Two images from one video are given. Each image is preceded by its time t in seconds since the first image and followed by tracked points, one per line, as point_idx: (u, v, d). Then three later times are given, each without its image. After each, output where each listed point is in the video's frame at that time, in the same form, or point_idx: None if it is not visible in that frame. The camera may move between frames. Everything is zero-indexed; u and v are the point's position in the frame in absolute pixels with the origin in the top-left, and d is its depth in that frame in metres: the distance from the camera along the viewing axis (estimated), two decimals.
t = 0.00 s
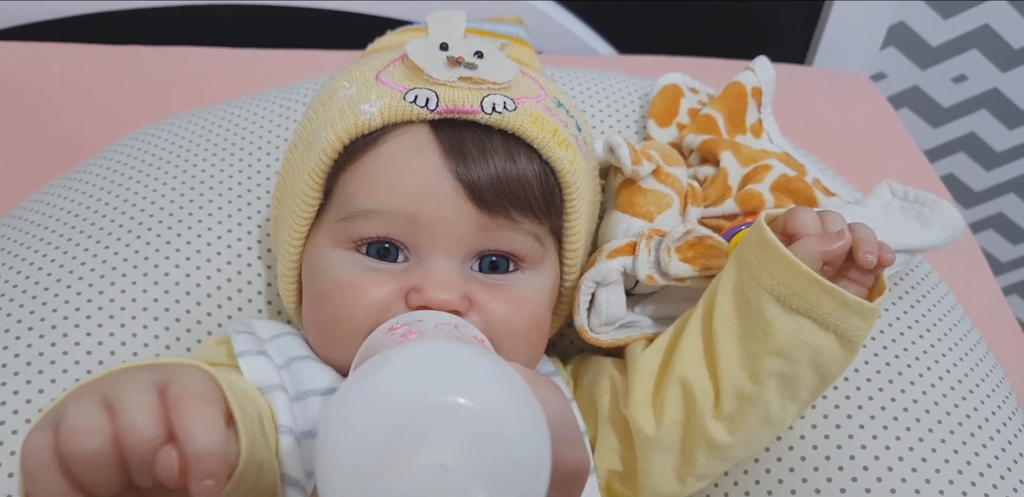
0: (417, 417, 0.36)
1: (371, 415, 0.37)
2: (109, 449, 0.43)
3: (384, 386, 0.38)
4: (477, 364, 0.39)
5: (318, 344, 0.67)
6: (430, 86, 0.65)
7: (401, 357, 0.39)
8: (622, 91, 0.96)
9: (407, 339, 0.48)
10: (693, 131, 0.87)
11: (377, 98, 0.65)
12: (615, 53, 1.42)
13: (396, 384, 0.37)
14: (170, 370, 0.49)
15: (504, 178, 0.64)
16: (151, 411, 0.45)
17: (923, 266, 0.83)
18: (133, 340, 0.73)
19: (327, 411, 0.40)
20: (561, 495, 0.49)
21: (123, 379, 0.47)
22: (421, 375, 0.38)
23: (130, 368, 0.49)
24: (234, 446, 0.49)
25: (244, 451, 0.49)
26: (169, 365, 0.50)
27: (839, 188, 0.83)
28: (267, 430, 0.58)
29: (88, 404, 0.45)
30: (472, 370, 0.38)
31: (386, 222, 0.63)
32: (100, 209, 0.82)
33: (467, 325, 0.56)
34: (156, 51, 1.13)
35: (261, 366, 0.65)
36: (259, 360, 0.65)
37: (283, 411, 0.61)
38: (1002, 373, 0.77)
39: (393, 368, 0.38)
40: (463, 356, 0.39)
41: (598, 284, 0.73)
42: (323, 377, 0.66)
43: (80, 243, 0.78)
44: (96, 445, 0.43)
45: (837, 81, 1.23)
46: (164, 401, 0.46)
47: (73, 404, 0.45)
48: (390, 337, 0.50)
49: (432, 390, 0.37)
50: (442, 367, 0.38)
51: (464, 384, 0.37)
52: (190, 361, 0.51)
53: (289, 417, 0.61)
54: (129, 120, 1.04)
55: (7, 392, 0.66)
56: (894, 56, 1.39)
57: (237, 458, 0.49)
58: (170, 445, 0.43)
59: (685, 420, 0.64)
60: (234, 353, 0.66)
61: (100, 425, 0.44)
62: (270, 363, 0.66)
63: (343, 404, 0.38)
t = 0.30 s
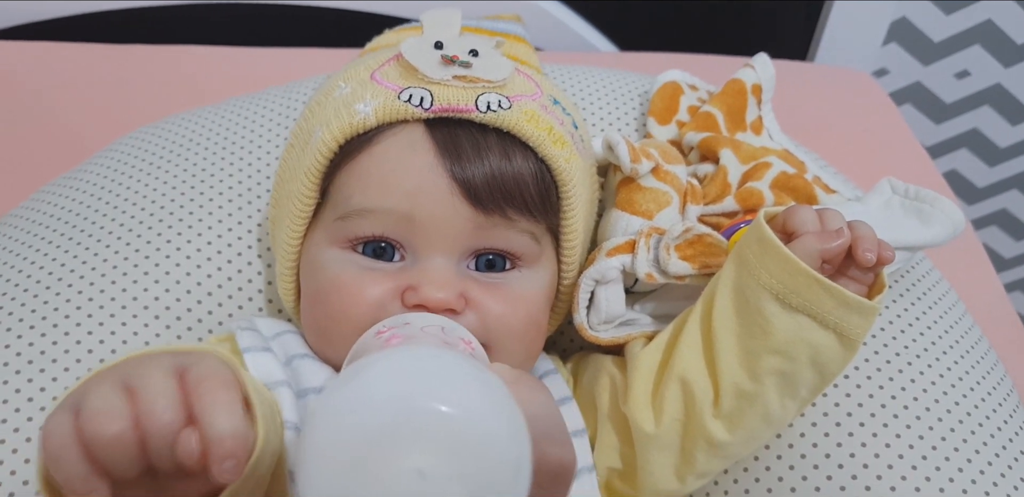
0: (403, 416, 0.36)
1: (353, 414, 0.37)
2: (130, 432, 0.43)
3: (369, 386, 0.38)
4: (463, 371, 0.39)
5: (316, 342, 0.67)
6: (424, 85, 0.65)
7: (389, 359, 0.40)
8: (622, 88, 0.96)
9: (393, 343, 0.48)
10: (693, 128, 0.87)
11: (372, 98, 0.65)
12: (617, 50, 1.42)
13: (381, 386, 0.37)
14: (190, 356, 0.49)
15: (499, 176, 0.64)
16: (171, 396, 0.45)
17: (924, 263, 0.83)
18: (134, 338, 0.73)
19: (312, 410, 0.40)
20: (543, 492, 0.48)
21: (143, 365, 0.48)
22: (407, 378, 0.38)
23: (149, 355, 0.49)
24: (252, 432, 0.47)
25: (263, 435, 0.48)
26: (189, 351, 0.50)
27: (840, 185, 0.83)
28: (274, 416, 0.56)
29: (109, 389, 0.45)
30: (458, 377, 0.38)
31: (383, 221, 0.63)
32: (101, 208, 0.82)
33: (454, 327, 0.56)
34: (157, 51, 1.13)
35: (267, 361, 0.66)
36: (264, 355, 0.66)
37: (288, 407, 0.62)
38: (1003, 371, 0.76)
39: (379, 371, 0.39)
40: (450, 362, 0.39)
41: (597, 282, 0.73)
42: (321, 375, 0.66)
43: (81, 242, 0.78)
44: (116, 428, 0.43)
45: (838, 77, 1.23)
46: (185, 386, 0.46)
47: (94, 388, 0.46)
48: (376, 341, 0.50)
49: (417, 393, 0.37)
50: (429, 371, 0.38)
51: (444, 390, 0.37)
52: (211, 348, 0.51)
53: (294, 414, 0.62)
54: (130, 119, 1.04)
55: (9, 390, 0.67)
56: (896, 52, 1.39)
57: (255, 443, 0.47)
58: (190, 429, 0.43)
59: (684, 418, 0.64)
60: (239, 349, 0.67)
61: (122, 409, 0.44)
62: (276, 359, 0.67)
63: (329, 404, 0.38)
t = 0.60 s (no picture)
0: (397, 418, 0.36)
1: (350, 415, 0.37)
2: (142, 424, 0.44)
3: (365, 387, 0.38)
4: (459, 371, 0.39)
5: (317, 341, 0.67)
6: (422, 86, 0.65)
7: (386, 359, 0.40)
8: (622, 87, 0.96)
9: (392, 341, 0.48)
10: (693, 127, 0.87)
11: (370, 98, 0.65)
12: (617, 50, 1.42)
13: (377, 386, 0.38)
14: (200, 349, 0.50)
15: (497, 176, 0.64)
16: (183, 388, 0.46)
17: (924, 261, 0.83)
18: (136, 336, 0.73)
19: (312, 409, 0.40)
20: (543, 488, 0.48)
21: (154, 358, 0.49)
22: (403, 378, 0.38)
23: (160, 348, 0.50)
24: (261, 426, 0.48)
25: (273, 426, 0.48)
26: (199, 344, 0.51)
27: (839, 184, 0.83)
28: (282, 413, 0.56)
29: (121, 382, 0.46)
30: (454, 378, 0.38)
31: (383, 221, 0.63)
32: (104, 208, 0.82)
33: (451, 327, 0.56)
34: (159, 51, 1.13)
35: (271, 358, 0.66)
36: (268, 353, 0.66)
37: (291, 404, 0.62)
38: (1003, 369, 0.77)
39: (376, 371, 0.39)
40: (447, 362, 0.40)
41: (598, 281, 0.73)
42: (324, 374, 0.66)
43: (84, 241, 0.79)
44: (127, 420, 0.44)
45: (838, 76, 1.23)
46: (195, 379, 0.47)
47: (106, 381, 0.47)
48: (374, 341, 0.50)
49: (411, 393, 0.37)
50: (425, 372, 0.38)
51: (444, 388, 0.37)
52: (220, 342, 0.52)
53: (297, 411, 0.62)
54: (132, 119, 1.05)
55: (11, 389, 0.67)
56: (897, 51, 1.38)
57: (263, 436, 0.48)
58: (201, 420, 0.44)
59: (685, 417, 0.64)
60: (243, 346, 0.67)
61: (133, 401, 0.45)
62: (280, 355, 0.67)
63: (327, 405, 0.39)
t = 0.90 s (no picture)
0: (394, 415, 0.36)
1: (354, 412, 0.37)
2: (145, 426, 0.44)
3: (370, 381, 0.38)
4: (464, 367, 0.39)
5: (320, 342, 0.68)
6: (427, 87, 0.65)
7: (392, 353, 0.40)
8: (624, 89, 0.97)
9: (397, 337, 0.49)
10: (695, 129, 0.87)
11: (375, 99, 0.65)
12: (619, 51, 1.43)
13: (382, 381, 0.38)
14: (203, 350, 0.50)
15: (502, 177, 0.64)
16: (186, 389, 0.46)
17: (925, 262, 0.83)
18: (138, 338, 0.74)
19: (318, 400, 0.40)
20: (546, 486, 0.49)
21: (157, 359, 0.48)
22: (407, 373, 0.38)
23: (163, 350, 0.50)
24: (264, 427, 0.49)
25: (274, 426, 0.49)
26: (202, 345, 0.51)
27: (841, 185, 0.83)
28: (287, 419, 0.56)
29: (124, 383, 0.46)
30: (459, 374, 0.38)
31: (387, 222, 0.63)
32: (107, 209, 0.82)
33: (455, 323, 0.56)
34: (162, 52, 1.14)
35: (274, 360, 0.66)
36: (271, 355, 0.66)
37: (294, 406, 0.63)
38: (1004, 371, 0.77)
39: (381, 365, 0.39)
40: (454, 357, 0.40)
41: (600, 282, 0.73)
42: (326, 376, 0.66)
43: (86, 242, 0.79)
44: (131, 422, 0.44)
45: (840, 77, 1.23)
46: (198, 380, 0.47)
47: (109, 384, 0.47)
48: (379, 336, 0.51)
49: (415, 389, 0.37)
50: (430, 367, 0.38)
51: (449, 381, 0.38)
52: (223, 343, 0.52)
53: (300, 413, 0.62)
54: (135, 120, 1.05)
55: (14, 391, 0.68)
56: (899, 52, 1.39)
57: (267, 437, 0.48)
58: (204, 422, 0.44)
59: (686, 418, 0.64)
60: (245, 347, 0.67)
61: (136, 403, 0.45)
62: (282, 357, 0.67)
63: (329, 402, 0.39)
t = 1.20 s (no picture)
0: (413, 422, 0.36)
1: (370, 418, 0.37)
2: (146, 426, 0.44)
3: (386, 385, 0.38)
4: (480, 370, 0.39)
5: (322, 342, 0.68)
6: (431, 86, 0.65)
7: (409, 355, 0.40)
8: (626, 89, 0.97)
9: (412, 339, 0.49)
10: (696, 129, 0.87)
11: (379, 99, 0.65)
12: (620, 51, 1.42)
13: (398, 385, 0.38)
14: (203, 350, 0.51)
15: (505, 177, 0.65)
16: (187, 388, 0.46)
17: (927, 262, 0.83)
18: (140, 337, 0.74)
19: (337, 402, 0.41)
20: (561, 491, 0.49)
21: (158, 359, 0.49)
22: (424, 374, 0.38)
23: (164, 350, 0.50)
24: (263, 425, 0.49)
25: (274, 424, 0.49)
26: (202, 345, 0.51)
27: (843, 185, 0.83)
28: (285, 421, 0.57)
29: (125, 383, 0.46)
30: (473, 376, 0.38)
31: (390, 221, 0.63)
32: (108, 208, 0.83)
33: (464, 325, 0.56)
34: (165, 52, 1.14)
35: (275, 360, 0.66)
36: (273, 354, 0.66)
37: (296, 405, 0.62)
38: (1006, 370, 0.77)
39: (399, 367, 0.39)
40: (471, 360, 0.40)
41: (601, 282, 0.73)
42: (330, 375, 0.67)
43: (88, 242, 0.79)
44: (131, 422, 0.44)
45: (843, 78, 1.23)
46: (198, 380, 0.47)
47: (109, 384, 0.47)
48: (393, 338, 0.51)
49: (432, 390, 0.37)
50: (445, 369, 0.38)
51: (465, 384, 0.38)
52: (223, 343, 0.52)
53: (302, 412, 0.62)
54: (137, 120, 1.05)
55: (15, 390, 0.68)
56: (900, 52, 1.39)
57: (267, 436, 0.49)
58: (204, 422, 0.45)
59: (688, 417, 0.64)
60: (247, 346, 0.67)
61: (136, 402, 0.45)
62: (283, 357, 0.67)
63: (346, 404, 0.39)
